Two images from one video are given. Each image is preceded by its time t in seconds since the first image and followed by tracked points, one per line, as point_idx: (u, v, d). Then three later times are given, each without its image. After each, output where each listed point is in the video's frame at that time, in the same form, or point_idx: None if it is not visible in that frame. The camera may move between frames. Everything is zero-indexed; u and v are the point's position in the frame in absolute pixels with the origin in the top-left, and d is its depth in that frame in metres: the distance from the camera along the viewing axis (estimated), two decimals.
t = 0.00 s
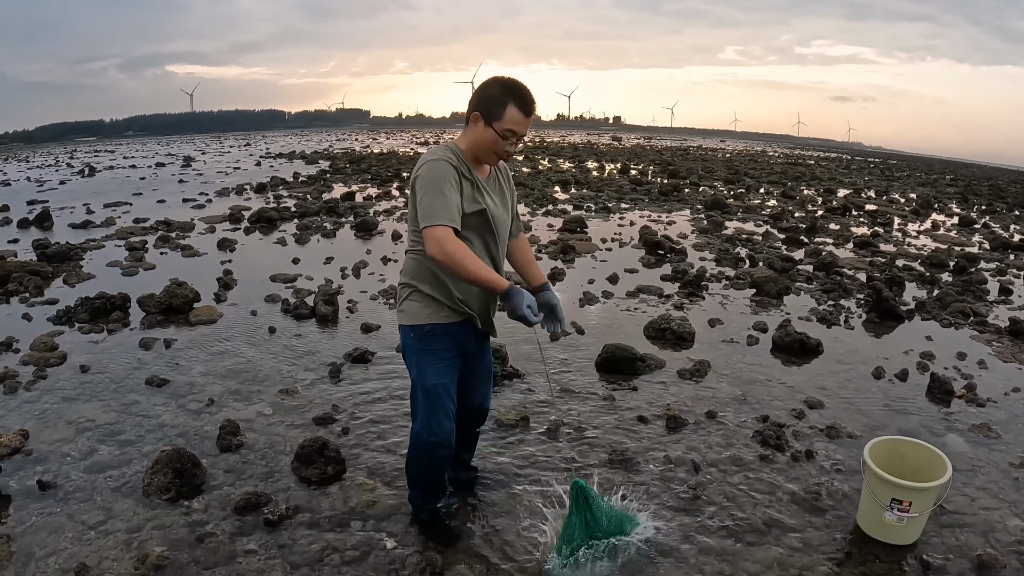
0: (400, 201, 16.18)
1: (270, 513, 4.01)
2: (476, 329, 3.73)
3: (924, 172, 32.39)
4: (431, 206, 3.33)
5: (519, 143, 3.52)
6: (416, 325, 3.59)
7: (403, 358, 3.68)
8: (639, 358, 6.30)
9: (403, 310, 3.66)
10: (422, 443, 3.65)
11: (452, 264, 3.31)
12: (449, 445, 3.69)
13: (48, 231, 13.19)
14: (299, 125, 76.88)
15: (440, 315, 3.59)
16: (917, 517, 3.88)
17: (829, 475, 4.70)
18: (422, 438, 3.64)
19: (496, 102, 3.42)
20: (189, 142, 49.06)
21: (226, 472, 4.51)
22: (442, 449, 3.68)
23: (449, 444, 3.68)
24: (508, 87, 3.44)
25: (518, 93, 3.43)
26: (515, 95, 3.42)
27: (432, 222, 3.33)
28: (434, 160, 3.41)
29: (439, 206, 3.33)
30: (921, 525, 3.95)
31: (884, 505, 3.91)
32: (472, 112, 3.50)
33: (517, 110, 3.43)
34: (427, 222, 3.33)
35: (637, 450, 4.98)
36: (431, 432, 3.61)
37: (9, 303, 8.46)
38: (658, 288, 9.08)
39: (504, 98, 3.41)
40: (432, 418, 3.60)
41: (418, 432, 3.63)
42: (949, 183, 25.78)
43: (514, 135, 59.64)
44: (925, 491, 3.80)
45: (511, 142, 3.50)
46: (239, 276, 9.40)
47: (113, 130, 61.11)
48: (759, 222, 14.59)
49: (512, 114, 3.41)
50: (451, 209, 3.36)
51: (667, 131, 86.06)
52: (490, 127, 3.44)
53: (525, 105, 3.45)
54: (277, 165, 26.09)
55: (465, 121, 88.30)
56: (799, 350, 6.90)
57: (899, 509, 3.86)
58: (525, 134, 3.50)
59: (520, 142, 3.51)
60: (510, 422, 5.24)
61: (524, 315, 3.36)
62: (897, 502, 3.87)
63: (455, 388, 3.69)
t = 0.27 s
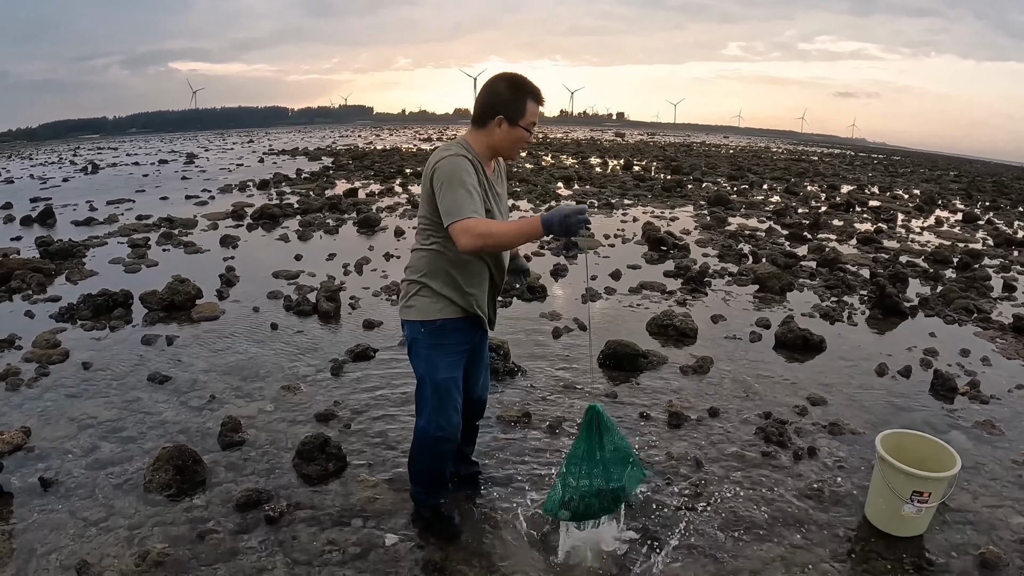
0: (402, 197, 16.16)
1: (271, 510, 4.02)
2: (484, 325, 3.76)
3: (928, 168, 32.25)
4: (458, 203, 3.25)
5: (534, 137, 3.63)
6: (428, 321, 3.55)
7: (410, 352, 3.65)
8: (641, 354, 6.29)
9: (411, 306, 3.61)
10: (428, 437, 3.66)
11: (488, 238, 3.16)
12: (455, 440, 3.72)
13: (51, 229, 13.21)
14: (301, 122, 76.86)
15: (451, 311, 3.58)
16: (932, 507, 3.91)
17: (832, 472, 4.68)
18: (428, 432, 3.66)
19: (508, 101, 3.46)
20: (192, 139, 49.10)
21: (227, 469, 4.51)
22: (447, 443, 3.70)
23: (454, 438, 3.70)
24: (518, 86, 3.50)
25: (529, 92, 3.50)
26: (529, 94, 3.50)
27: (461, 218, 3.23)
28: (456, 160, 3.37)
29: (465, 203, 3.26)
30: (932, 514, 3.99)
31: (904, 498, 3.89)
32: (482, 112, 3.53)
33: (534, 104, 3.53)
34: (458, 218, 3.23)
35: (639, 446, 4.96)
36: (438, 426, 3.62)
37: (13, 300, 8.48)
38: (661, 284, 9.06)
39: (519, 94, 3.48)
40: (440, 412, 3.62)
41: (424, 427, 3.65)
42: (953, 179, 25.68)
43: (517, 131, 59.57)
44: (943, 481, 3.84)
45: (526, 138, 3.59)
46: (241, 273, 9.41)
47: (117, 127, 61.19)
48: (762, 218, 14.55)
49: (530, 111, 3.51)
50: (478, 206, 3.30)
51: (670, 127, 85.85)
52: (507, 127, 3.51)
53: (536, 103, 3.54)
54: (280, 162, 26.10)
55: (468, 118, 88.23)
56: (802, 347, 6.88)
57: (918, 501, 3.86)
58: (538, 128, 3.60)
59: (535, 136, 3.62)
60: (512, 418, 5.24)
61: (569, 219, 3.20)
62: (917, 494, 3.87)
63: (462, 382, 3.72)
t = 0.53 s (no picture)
0: (404, 196, 16.16)
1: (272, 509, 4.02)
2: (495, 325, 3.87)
3: (931, 166, 32.15)
4: (476, 199, 3.23)
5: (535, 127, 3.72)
6: (455, 325, 3.56)
7: (432, 357, 3.63)
8: (642, 353, 6.28)
9: (432, 313, 3.56)
10: (449, 438, 3.72)
11: (481, 245, 3.14)
12: (472, 439, 3.82)
13: (53, 227, 13.23)
14: (303, 121, 76.88)
15: (473, 315, 3.60)
16: (945, 501, 3.95)
17: (833, 471, 4.67)
18: (449, 434, 3.71)
19: (513, 103, 3.48)
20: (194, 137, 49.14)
21: (228, 468, 4.52)
22: (464, 443, 3.77)
23: (472, 438, 3.79)
24: (520, 84, 3.51)
25: (530, 90, 3.53)
26: (528, 92, 3.52)
27: (470, 212, 3.19)
28: (480, 159, 3.36)
29: (479, 200, 3.23)
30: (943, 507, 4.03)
31: (923, 497, 3.88)
32: (487, 116, 3.52)
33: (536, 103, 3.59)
34: (466, 211, 3.18)
35: (640, 445, 4.95)
36: (462, 426, 3.68)
37: (15, 299, 8.49)
38: (663, 283, 9.05)
39: (523, 96, 3.50)
40: (463, 415, 3.69)
41: (445, 429, 3.69)
42: (955, 178, 25.60)
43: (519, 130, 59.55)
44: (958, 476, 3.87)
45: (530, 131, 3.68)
46: (242, 271, 9.41)
47: (119, 126, 61.24)
48: (764, 217, 14.52)
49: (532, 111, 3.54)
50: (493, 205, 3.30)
51: (672, 126, 85.73)
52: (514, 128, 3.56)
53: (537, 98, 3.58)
54: (282, 160, 26.11)
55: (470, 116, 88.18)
56: (804, 346, 6.87)
57: (937, 499, 3.87)
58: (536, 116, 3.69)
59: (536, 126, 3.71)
60: (513, 417, 5.24)
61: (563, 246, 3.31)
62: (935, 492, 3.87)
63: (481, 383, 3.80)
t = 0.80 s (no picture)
0: (405, 197, 16.17)
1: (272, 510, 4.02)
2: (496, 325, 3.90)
3: (932, 167, 32.13)
4: (479, 215, 3.24)
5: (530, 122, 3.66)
6: (461, 327, 3.58)
7: (438, 358, 3.63)
8: (643, 354, 6.28)
9: (439, 316, 3.57)
10: (451, 438, 3.75)
11: (488, 269, 3.23)
12: (472, 439, 3.85)
13: (55, 228, 13.25)
14: (304, 122, 76.93)
15: (477, 316, 3.63)
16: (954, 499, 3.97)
17: (833, 473, 4.67)
18: (451, 434, 3.74)
19: (497, 94, 3.47)
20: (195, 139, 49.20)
21: (228, 468, 4.52)
22: (466, 442, 3.82)
23: (472, 439, 3.83)
24: (513, 81, 3.52)
25: (516, 81, 3.50)
26: (514, 83, 3.49)
27: (474, 229, 3.23)
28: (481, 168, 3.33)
29: (481, 214, 3.25)
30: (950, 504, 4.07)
31: (937, 497, 3.87)
32: (478, 114, 3.53)
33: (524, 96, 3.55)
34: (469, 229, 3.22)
35: (641, 446, 4.95)
36: (465, 427, 3.72)
37: (16, 300, 8.50)
38: (663, 284, 9.05)
39: (509, 90, 3.49)
40: (465, 415, 3.72)
41: (448, 429, 3.72)
42: (957, 179, 25.57)
43: (520, 131, 59.62)
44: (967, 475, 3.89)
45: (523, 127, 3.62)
46: (243, 272, 9.42)
47: (120, 127, 61.31)
48: (765, 218, 14.52)
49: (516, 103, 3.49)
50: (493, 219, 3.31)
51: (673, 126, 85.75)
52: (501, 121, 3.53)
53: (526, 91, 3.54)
54: (283, 161, 26.14)
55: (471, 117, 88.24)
56: (804, 347, 6.86)
57: (950, 498, 3.88)
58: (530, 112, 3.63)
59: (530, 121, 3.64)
60: (513, 418, 5.24)
61: (560, 295, 3.40)
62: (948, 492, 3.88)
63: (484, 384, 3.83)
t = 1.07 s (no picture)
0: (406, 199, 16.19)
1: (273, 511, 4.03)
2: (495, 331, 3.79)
3: (933, 171, 32.15)
4: (437, 212, 3.27)
5: (494, 110, 3.47)
6: (445, 329, 3.54)
7: (427, 361, 3.63)
8: (644, 357, 6.29)
9: (426, 317, 3.59)
10: (442, 443, 3.68)
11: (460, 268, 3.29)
12: (468, 446, 3.74)
13: (57, 229, 13.28)
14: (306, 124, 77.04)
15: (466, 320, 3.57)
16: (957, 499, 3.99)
17: (834, 475, 4.67)
18: (442, 439, 3.67)
19: (454, 86, 3.47)
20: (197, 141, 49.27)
21: (229, 469, 4.53)
22: (460, 450, 3.72)
23: (467, 445, 3.73)
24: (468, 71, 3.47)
25: (473, 70, 3.45)
26: (469, 71, 3.44)
27: (437, 227, 3.28)
28: (435, 164, 3.34)
29: (445, 211, 3.29)
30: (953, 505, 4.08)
31: (944, 498, 3.87)
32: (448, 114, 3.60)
33: (472, 81, 3.43)
34: (433, 227, 3.27)
35: (641, 449, 4.96)
36: (455, 433, 3.64)
37: (17, 301, 8.52)
38: (664, 286, 9.06)
39: (458, 79, 3.47)
40: (455, 420, 3.63)
41: (438, 433, 3.65)
42: (958, 182, 25.57)
43: (522, 133, 59.73)
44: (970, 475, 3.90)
45: (485, 114, 3.45)
46: (245, 274, 9.43)
47: (122, 129, 61.41)
48: (766, 221, 14.53)
49: (468, 89, 3.41)
50: (456, 214, 3.32)
51: (674, 129, 85.80)
52: (454, 112, 3.49)
53: (483, 78, 3.43)
54: (285, 163, 26.16)
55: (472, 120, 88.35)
56: (805, 349, 6.86)
57: (955, 498, 3.88)
58: (493, 99, 3.46)
59: (494, 108, 3.46)
60: (514, 420, 5.24)
61: (540, 288, 3.29)
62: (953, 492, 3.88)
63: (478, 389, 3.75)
